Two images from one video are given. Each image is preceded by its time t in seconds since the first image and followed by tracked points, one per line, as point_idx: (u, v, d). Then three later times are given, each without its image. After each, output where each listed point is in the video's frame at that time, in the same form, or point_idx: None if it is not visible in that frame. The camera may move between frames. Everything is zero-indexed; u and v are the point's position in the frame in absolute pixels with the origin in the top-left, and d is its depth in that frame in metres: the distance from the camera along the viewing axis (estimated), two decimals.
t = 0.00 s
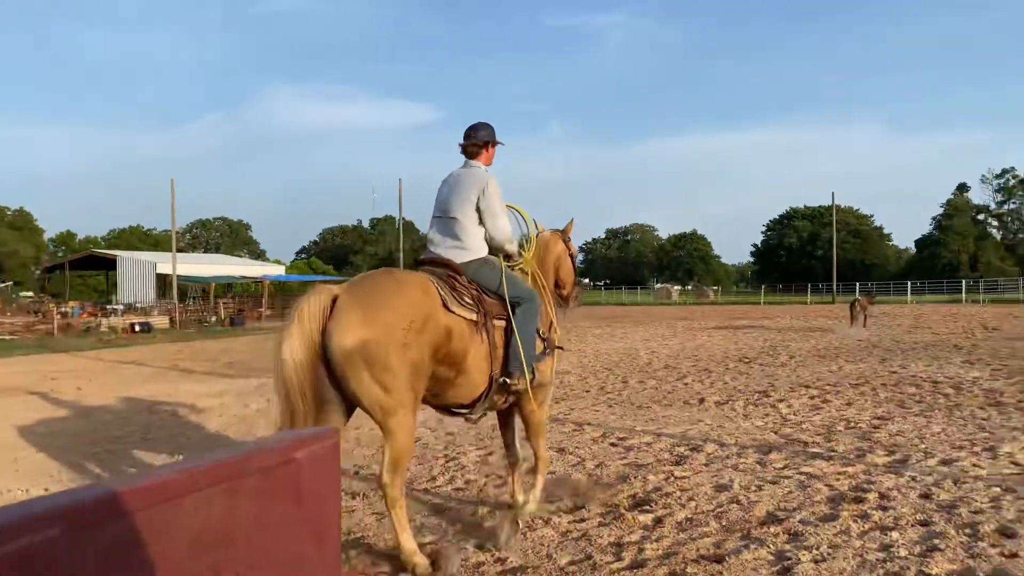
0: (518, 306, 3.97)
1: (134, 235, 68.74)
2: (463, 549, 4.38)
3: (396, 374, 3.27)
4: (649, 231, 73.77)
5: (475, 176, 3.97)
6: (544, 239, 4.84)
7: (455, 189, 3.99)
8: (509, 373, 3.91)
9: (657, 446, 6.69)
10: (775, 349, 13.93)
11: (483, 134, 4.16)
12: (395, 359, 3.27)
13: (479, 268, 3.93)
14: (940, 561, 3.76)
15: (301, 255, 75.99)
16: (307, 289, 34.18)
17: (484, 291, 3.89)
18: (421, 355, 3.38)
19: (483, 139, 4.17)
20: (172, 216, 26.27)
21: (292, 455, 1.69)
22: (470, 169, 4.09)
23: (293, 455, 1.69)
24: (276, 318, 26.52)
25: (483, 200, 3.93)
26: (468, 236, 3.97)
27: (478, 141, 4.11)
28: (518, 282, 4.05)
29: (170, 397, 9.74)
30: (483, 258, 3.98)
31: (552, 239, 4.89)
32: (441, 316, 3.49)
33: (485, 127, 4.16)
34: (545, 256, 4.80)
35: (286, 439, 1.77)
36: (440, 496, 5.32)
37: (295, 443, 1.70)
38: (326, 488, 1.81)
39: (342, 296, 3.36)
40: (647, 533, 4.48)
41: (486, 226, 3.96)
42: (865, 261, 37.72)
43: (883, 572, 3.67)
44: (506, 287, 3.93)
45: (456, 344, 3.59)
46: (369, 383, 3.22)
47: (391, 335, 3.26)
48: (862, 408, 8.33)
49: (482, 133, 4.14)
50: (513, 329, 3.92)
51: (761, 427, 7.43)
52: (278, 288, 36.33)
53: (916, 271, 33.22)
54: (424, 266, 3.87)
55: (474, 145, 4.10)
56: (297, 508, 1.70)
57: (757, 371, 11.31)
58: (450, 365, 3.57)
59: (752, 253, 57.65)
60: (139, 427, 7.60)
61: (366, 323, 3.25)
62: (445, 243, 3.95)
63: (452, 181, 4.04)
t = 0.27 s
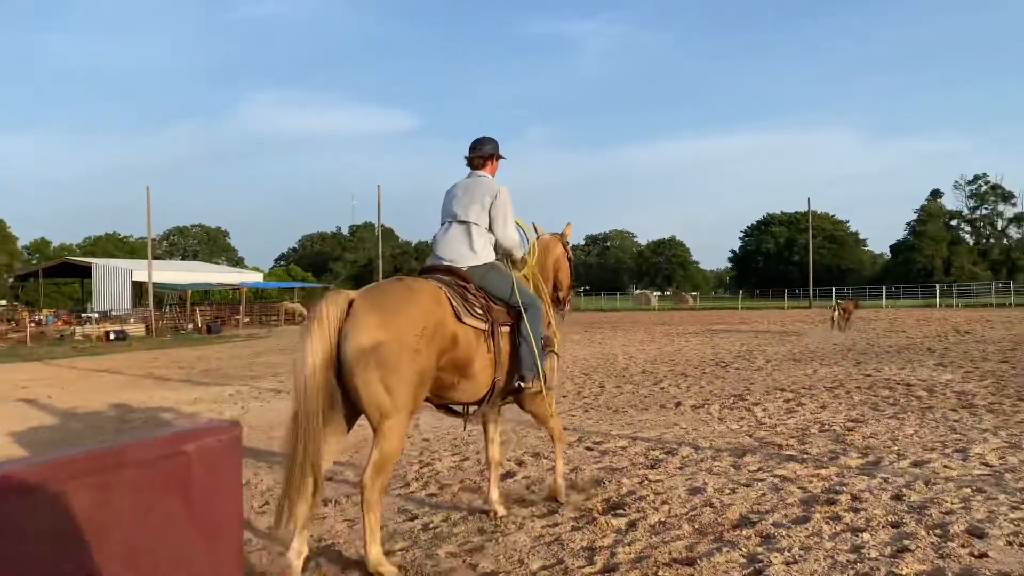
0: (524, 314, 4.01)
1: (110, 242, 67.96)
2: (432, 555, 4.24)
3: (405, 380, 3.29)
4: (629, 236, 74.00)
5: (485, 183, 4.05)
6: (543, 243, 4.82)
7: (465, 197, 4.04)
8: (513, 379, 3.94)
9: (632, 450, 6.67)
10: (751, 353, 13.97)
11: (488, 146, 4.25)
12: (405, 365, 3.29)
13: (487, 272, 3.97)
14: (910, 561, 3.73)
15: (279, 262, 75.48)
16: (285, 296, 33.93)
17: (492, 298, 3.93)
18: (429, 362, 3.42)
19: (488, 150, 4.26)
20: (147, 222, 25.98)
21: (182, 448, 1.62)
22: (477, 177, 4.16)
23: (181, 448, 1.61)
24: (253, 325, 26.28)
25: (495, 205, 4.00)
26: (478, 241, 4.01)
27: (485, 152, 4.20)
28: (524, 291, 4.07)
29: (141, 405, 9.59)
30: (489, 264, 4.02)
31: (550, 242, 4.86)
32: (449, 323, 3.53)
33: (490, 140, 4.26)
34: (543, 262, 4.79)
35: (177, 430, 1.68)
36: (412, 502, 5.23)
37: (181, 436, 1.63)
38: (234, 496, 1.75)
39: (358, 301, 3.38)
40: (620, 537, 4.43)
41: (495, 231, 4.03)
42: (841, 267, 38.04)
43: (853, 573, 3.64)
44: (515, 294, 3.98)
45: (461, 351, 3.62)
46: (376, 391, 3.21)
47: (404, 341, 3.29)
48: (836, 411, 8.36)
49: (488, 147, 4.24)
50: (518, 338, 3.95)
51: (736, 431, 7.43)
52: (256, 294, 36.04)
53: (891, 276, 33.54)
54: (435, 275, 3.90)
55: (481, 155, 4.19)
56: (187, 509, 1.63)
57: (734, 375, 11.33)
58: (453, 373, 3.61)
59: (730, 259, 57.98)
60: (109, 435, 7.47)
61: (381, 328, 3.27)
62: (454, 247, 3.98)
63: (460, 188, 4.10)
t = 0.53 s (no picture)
0: (525, 310, 4.03)
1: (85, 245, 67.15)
2: (404, 556, 4.13)
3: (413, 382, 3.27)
4: (607, 236, 74.24)
5: (481, 183, 4.08)
6: (542, 240, 4.78)
7: (464, 197, 4.07)
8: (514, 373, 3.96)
9: (607, 449, 6.65)
10: (727, 351, 14.01)
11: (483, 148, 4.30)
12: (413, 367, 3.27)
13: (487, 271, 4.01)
14: (881, 555, 3.73)
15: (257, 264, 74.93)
16: (263, 298, 33.68)
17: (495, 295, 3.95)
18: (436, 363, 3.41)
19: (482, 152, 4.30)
20: (121, 225, 25.67)
21: (65, 441, 1.55)
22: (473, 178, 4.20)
23: (65, 439, 1.55)
24: (229, 328, 26.01)
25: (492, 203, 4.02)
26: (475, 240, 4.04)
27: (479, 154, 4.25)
28: (523, 287, 4.10)
29: (114, 409, 9.47)
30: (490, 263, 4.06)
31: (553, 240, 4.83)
32: (455, 323, 3.52)
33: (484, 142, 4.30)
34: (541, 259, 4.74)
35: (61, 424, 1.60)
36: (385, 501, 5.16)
37: (67, 427, 1.56)
38: (129, 489, 1.68)
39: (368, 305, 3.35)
40: (593, 535, 4.40)
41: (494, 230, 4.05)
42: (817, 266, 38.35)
43: (825, 568, 3.62)
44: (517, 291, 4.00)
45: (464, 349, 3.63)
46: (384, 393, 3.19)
47: (412, 344, 3.27)
48: (810, 408, 8.39)
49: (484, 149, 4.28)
50: (520, 333, 3.96)
51: (711, 428, 7.44)
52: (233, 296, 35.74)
53: (866, 273, 33.84)
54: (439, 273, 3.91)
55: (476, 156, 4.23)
56: (69, 506, 1.57)
57: (710, 373, 11.36)
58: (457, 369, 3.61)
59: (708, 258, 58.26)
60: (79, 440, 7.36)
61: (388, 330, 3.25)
62: (452, 248, 4.01)
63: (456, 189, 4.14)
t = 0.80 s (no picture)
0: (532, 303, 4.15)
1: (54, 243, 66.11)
2: (377, 551, 4.05)
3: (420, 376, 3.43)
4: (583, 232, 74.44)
5: (479, 180, 4.08)
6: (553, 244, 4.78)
7: (462, 195, 4.11)
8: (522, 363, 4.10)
9: (582, 441, 6.65)
10: (702, 344, 14.07)
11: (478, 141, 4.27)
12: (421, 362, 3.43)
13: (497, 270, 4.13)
14: (851, 543, 3.74)
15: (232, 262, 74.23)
16: (237, 297, 33.34)
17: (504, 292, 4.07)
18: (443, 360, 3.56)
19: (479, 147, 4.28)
20: (91, 223, 25.29)
21: None
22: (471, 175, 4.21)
23: None
24: (203, 326, 25.76)
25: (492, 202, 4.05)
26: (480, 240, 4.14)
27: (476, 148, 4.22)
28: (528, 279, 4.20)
29: (84, 409, 9.34)
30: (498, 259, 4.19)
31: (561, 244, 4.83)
32: (464, 321, 3.66)
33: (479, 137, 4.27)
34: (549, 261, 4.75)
35: None
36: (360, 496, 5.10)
37: None
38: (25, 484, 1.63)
39: (383, 299, 3.52)
40: (567, 528, 4.39)
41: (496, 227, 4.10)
42: (791, 259, 38.66)
43: (797, 557, 3.62)
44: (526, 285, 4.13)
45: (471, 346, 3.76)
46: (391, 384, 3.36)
47: (422, 340, 3.43)
48: (783, 399, 8.45)
49: (480, 143, 4.25)
50: (527, 325, 4.10)
51: (685, 420, 7.46)
52: (206, 295, 35.35)
53: (839, 266, 34.15)
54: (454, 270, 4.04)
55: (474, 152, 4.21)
56: None
57: (685, 365, 11.41)
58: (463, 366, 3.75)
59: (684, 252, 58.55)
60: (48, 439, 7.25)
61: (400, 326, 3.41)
62: (459, 251, 4.11)
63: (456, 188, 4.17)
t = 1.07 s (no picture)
0: (532, 290, 4.27)
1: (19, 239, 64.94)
2: (349, 546, 4.01)
3: (442, 353, 3.64)
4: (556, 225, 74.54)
5: (481, 177, 4.14)
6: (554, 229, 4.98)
7: (465, 190, 4.20)
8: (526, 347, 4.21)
9: (556, 433, 6.66)
10: (674, 335, 14.16)
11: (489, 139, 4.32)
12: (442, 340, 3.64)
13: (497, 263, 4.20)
14: (821, 530, 3.77)
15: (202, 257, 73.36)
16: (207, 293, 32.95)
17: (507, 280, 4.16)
18: (465, 335, 3.75)
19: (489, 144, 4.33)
20: (57, 218, 24.84)
21: None
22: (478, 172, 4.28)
23: None
24: (173, 322, 25.45)
25: (491, 201, 4.11)
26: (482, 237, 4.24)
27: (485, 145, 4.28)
28: (528, 268, 4.30)
29: (51, 407, 9.19)
30: (500, 250, 4.30)
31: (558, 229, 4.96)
32: (478, 300, 3.83)
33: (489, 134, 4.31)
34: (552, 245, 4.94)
35: None
36: (332, 490, 5.06)
37: None
38: None
39: (398, 283, 3.70)
40: (540, 519, 4.39)
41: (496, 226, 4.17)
42: (761, 251, 39.00)
43: (766, 544, 3.65)
44: (528, 274, 4.25)
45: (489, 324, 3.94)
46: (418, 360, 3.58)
47: (440, 318, 3.62)
48: (755, 389, 8.52)
49: (491, 139, 4.30)
50: (530, 311, 4.20)
51: (658, 410, 7.50)
52: (176, 290, 34.88)
53: (808, 258, 34.51)
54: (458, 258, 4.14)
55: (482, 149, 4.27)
56: None
57: (657, 356, 11.48)
58: (482, 342, 3.92)
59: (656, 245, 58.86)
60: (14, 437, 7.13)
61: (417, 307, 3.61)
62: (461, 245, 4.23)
63: (463, 183, 4.26)
